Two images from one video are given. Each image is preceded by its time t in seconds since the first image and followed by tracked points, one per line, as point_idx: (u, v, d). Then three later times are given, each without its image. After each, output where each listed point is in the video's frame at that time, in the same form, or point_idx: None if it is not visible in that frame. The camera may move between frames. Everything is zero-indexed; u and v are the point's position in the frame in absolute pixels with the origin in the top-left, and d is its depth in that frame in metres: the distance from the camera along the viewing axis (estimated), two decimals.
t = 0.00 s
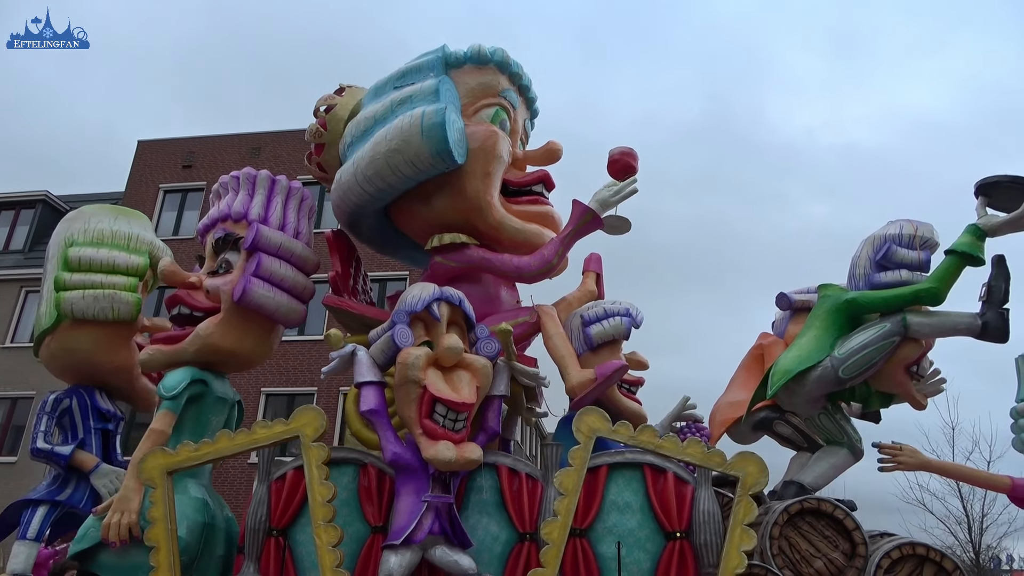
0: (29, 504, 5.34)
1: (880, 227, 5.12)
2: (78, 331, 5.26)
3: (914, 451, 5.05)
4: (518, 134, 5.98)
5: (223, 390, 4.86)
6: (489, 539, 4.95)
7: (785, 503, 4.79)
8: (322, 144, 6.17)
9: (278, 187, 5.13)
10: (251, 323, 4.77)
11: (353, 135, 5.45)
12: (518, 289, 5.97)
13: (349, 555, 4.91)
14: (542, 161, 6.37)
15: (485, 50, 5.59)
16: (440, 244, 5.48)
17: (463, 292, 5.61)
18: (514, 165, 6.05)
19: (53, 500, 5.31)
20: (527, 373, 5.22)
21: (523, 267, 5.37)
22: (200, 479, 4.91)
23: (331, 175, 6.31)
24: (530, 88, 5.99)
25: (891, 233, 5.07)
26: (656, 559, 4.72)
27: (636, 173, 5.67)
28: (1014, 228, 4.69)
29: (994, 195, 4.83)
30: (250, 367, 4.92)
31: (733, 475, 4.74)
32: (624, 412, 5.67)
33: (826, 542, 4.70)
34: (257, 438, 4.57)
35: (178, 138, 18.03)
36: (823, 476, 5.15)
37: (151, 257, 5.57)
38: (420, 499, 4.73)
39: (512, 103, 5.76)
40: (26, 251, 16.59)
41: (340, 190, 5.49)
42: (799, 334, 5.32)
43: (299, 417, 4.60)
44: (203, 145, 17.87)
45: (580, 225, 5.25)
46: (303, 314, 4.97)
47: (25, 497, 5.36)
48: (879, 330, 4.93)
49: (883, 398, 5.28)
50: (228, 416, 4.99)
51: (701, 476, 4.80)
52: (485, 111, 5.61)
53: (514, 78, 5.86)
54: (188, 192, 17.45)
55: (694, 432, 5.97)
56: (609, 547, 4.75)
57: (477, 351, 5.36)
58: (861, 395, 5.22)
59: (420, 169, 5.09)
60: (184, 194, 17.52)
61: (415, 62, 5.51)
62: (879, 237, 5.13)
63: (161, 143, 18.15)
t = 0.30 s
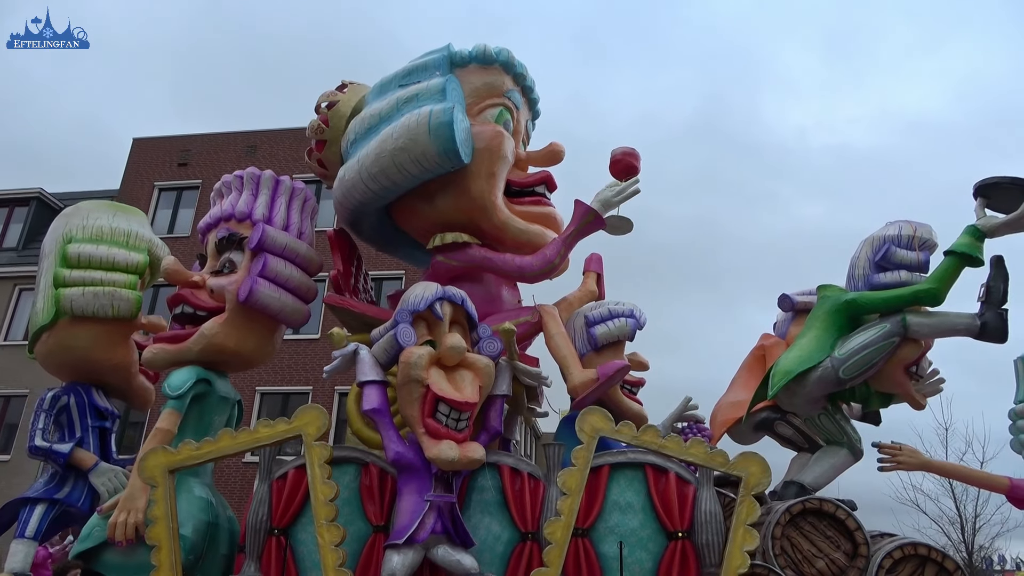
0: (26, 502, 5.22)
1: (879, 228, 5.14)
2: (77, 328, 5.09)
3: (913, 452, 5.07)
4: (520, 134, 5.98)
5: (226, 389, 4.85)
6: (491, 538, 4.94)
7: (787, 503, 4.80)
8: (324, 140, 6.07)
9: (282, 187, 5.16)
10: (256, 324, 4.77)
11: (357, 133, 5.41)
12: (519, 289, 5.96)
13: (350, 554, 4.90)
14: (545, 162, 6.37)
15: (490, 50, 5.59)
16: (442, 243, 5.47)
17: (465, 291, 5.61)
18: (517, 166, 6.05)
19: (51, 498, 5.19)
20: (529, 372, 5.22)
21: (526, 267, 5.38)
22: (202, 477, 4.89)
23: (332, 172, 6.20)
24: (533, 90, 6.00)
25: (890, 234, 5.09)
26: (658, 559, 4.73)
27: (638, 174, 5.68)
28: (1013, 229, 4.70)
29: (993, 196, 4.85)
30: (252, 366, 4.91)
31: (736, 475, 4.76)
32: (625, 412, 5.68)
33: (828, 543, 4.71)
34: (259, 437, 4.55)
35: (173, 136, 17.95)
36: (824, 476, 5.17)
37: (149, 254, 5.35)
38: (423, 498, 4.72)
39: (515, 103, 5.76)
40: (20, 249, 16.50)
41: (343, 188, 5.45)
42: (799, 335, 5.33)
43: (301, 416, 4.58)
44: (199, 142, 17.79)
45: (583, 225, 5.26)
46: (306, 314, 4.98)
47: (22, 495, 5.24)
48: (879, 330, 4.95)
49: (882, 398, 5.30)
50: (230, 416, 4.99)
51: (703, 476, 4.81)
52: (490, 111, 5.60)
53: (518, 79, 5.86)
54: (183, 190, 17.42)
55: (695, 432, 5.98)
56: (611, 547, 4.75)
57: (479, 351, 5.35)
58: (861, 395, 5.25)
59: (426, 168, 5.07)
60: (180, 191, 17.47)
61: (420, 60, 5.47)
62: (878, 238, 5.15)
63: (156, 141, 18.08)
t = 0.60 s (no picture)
0: (20, 500, 5.13)
1: (871, 227, 5.16)
2: (74, 325, 5.03)
3: (909, 452, 5.09)
4: (520, 134, 5.97)
5: (228, 390, 4.83)
6: (489, 538, 4.93)
7: (785, 503, 4.81)
8: (320, 136, 5.78)
9: (287, 188, 5.17)
10: (260, 324, 4.77)
11: (358, 129, 5.35)
12: (518, 288, 5.96)
13: (348, 554, 4.87)
14: (544, 162, 6.37)
15: (493, 50, 5.58)
16: (441, 242, 5.44)
17: (464, 291, 5.60)
18: (517, 166, 6.05)
19: (46, 496, 5.11)
20: (528, 372, 5.21)
21: (525, 266, 5.37)
22: (201, 476, 4.87)
23: (329, 169, 5.92)
24: (532, 90, 6.01)
25: (882, 234, 5.13)
26: (657, 558, 4.73)
27: (636, 173, 5.68)
28: (1003, 228, 4.74)
29: (983, 195, 4.86)
30: (252, 365, 4.89)
31: (736, 475, 4.78)
32: (623, 411, 5.68)
33: (827, 542, 4.73)
34: (258, 435, 4.52)
35: (165, 133, 17.85)
36: (820, 475, 5.18)
37: (147, 251, 5.33)
38: (423, 497, 4.71)
39: (516, 104, 5.76)
40: (9, 246, 16.36)
41: (344, 185, 5.38)
42: (794, 335, 5.33)
43: (301, 415, 4.55)
44: (191, 139, 17.69)
45: (583, 225, 5.27)
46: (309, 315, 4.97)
47: (15, 493, 5.14)
48: (874, 330, 4.98)
49: (877, 397, 5.32)
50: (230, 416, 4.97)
51: (701, 476, 4.83)
52: (491, 110, 5.59)
53: (518, 79, 5.86)
54: (175, 187, 17.35)
55: (693, 431, 6.00)
56: (610, 546, 4.76)
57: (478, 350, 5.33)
58: (856, 395, 5.28)
59: (431, 166, 5.04)
60: (172, 189, 17.40)
61: (423, 58, 5.42)
62: (871, 237, 5.17)
63: (148, 138, 17.99)
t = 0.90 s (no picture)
0: (11, 502, 5.05)
1: (864, 226, 5.18)
2: (69, 324, 4.97)
3: (906, 452, 5.07)
4: (518, 135, 5.95)
5: (227, 392, 4.81)
6: (488, 539, 4.89)
7: (785, 503, 4.81)
8: (317, 133, 5.66)
9: (289, 191, 5.16)
10: (261, 326, 4.77)
11: (358, 126, 5.24)
12: (515, 288, 5.94)
13: (346, 555, 4.83)
14: (542, 164, 6.36)
15: (494, 50, 5.55)
16: (439, 241, 5.41)
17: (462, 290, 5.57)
18: (515, 166, 6.03)
19: (39, 498, 5.04)
20: (526, 372, 5.18)
21: (524, 266, 5.34)
22: (199, 477, 4.84)
23: (324, 166, 5.80)
24: (530, 92, 6.00)
25: (874, 232, 5.14)
26: (656, 558, 4.72)
27: (634, 173, 5.68)
28: (994, 225, 4.77)
29: (974, 192, 4.86)
30: (251, 367, 4.86)
31: (736, 475, 4.77)
32: (621, 411, 5.68)
33: (826, 542, 4.73)
34: (254, 435, 4.47)
35: (157, 132, 17.76)
36: (818, 475, 5.18)
37: (142, 251, 5.29)
38: (421, 498, 4.67)
39: (515, 104, 5.73)
40: None
41: (342, 182, 5.26)
42: (789, 335, 5.32)
43: (297, 415, 4.51)
44: (182, 139, 17.59)
45: (582, 225, 5.29)
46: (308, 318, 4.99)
47: (6, 494, 5.06)
48: (868, 329, 4.97)
49: (873, 396, 5.26)
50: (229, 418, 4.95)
51: (699, 476, 4.83)
52: (491, 111, 5.56)
53: (518, 80, 5.83)
54: (167, 187, 17.27)
55: (690, 431, 6.00)
56: (609, 547, 4.74)
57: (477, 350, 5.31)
58: (851, 393, 5.21)
59: (434, 165, 4.94)
60: (164, 189, 17.32)
61: (424, 56, 5.32)
62: (863, 236, 5.18)
63: (139, 137, 17.89)
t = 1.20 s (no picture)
0: None
1: (859, 227, 5.17)
2: (60, 326, 4.90)
3: (903, 456, 5.05)
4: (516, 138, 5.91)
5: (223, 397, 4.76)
6: (485, 543, 4.84)
7: (784, 507, 4.78)
8: (312, 131, 5.54)
9: (286, 195, 5.12)
10: (259, 331, 4.72)
11: (358, 126, 5.10)
12: (512, 290, 5.89)
13: (342, 560, 4.76)
14: (540, 168, 6.33)
15: (495, 53, 5.51)
16: (435, 244, 5.35)
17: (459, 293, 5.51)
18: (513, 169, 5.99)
19: (29, 503, 4.94)
20: (524, 376, 5.14)
21: (521, 268, 5.29)
22: (195, 483, 4.78)
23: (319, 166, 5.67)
24: (528, 96, 5.95)
25: (869, 234, 5.13)
26: (655, 563, 4.68)
27: (631, 176, 5.65)
28: (989, 226, 4.75)
29: (968, 193, 4.83)
30: (247, 372, 4.80)
31: (736, 479, 4.75)
32: (619, 414, 5.64)
33: (826, 546, 4.70)
34: (250, 440, 4.41)
35: (148, 135, 17.65)
36: (816, 478, 5.15)
37: (135, 253, 5.24)
38: (418, 503, 4.60)
39: (514, 108, 5.67)
40: None
41: (340, 182, 5.11)
42: (785, 338, 5.27)
43: (293, 419, 4.45)
44: (173, 141, 17.48)
45: (579, 227, 5.28)
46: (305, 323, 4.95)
47: None
48: (864, 331, 4.95)
49: (869, 398, 5.25)
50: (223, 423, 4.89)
51: (698, 480, 4.80)
52: (491, 113, 5.49)
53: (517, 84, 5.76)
54: (158, 190, 17.15)
55: (688, 435, 5.97)
56: (607, 552, 4.68)
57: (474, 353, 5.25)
58: (848, 395, 5.19)
59: (436, 167, 4.81)
60: (155, 191, 17.21)
61: (426, 57, 5.21)
62: (858, 238, 5.17)
63: (130, 140, 17.77)
